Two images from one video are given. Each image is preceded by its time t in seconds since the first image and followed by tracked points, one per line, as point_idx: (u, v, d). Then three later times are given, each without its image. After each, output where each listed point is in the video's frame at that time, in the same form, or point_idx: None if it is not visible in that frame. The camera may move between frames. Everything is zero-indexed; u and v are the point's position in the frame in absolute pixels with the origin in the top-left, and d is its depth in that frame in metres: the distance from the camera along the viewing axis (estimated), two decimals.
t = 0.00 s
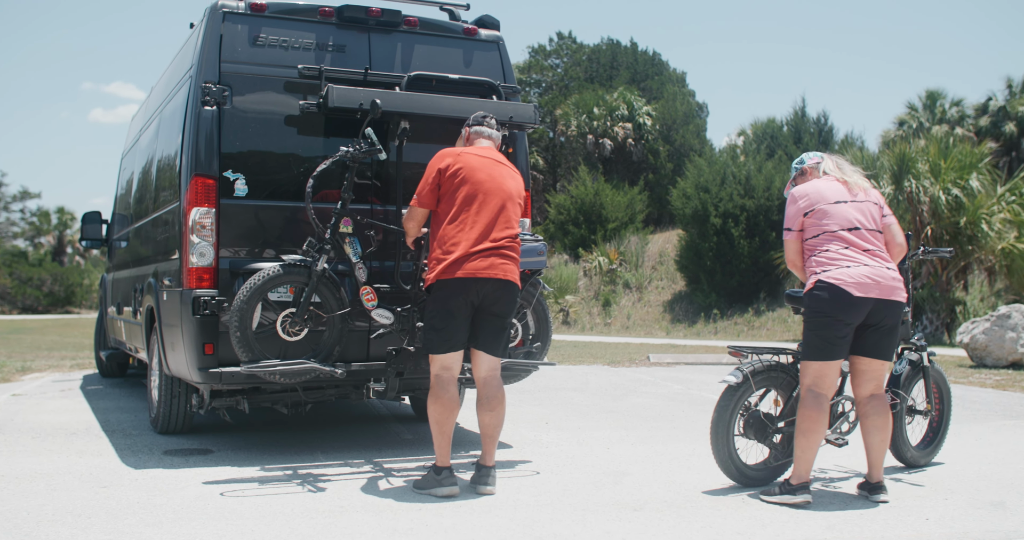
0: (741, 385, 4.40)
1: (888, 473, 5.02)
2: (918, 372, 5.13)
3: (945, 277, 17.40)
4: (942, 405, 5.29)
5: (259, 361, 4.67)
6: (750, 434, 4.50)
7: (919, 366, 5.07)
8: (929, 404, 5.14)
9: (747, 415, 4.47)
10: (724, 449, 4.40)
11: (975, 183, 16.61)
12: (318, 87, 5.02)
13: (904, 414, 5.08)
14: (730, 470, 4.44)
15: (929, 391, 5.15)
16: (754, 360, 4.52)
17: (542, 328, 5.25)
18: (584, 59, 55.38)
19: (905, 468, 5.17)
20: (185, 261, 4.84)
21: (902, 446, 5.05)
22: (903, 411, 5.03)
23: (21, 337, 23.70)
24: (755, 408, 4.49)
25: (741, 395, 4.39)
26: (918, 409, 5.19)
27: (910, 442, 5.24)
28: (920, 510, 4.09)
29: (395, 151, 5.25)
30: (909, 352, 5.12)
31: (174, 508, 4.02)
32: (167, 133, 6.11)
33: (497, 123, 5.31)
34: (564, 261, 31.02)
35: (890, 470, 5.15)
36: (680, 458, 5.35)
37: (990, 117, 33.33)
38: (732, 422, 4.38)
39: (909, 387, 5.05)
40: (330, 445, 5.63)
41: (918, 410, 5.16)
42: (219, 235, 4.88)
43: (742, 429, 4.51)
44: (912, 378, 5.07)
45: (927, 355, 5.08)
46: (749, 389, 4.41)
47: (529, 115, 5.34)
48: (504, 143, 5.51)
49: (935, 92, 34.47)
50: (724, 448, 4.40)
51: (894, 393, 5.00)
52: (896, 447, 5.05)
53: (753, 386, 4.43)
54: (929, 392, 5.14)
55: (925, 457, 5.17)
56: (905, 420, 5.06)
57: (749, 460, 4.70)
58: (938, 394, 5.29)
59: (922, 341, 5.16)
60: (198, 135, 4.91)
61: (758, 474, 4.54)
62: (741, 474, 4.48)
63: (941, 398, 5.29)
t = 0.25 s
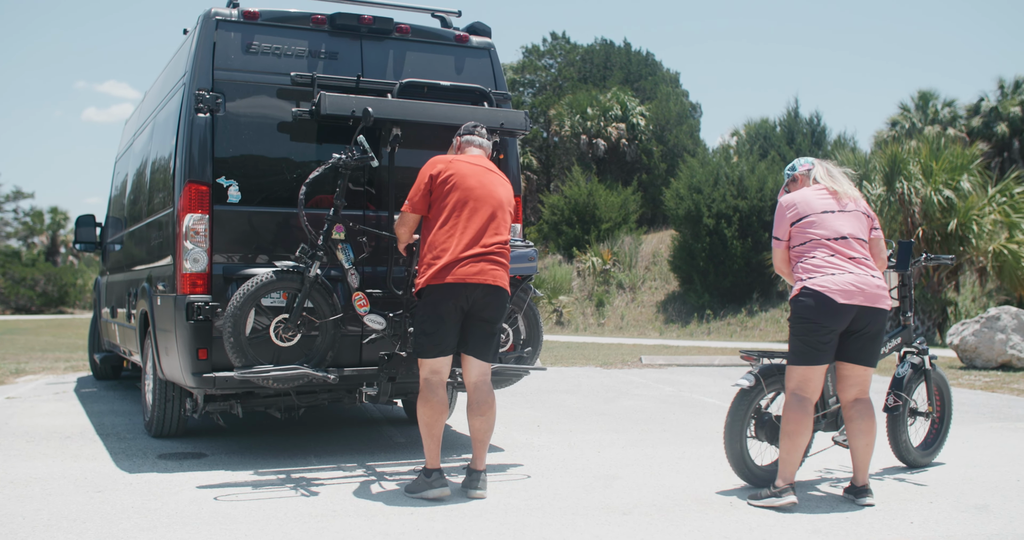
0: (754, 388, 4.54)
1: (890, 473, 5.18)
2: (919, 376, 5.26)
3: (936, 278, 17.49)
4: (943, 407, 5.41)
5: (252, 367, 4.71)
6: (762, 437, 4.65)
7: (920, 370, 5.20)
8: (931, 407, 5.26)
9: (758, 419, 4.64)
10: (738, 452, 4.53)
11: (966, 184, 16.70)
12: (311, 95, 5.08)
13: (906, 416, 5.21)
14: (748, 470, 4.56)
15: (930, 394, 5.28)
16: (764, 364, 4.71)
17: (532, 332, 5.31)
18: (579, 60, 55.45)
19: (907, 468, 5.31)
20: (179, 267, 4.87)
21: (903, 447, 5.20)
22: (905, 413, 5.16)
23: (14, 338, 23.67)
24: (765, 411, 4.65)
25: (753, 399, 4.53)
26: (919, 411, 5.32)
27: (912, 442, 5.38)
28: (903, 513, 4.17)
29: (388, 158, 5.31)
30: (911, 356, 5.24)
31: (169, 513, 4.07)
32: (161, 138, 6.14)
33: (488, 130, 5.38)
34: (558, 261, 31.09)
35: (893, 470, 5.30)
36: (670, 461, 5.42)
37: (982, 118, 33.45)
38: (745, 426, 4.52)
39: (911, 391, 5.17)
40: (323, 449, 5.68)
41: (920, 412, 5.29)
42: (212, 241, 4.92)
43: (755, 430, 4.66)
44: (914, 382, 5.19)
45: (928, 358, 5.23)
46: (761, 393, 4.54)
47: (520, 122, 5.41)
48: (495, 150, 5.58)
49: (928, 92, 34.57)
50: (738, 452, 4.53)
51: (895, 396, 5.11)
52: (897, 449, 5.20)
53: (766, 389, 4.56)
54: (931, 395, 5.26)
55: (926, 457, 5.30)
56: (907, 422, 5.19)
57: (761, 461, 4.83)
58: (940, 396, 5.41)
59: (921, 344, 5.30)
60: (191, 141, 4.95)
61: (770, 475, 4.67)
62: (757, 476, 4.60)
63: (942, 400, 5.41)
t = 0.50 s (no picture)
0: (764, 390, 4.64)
1: (892, 473, 5.25)
2: (924, 378, 5.31)
3: (936, 279, 17.49)
4: (952, 408, 5.44)
5: (254, 371, 4.76)
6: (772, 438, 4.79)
7: (923, 372, 5.26)
8: (936, 409, 5.31)
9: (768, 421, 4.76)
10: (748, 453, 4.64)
11: (966, 186, 16.70)
12: (312, 101, 5.13)
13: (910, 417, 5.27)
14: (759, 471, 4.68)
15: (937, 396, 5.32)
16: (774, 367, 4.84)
17: (531, 337, 5.36)
18: (580, 60, 55.49)
19: (913, 468, 5.36)
20: (182, 272, 4.92)
21: (909, 448, 5.25)
22: (908, 413, 5.21)
23: (17, 338, 23.72)
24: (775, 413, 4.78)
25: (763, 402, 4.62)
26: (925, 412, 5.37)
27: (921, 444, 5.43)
28: (898, 517, 4.21)
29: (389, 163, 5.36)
30: (916, 358, 5.30)
31: (172, 516, 4.12)
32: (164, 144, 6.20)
33: (487, 136, 5.44)
34: (559, 262, 31.14)
35: (897, 469, 5.36)
36: (668, 464, 5.47)
37: (983, 118, 33.44)
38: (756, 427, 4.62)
39: (915, 392, 5.23)
40: (325, 451, 5.74)
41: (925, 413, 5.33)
42: (214, 246, 4.98)
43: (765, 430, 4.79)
44: (917, 383, 5.25)
45: (930, 360, 5.29)
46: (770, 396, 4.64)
47: (519, 128, 5.47)
48: (494, 155, 5.64)
49: (929, 93, 34.57)
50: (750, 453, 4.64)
51: (896, 396, 5.18)
52: (900, 448, 5.26)
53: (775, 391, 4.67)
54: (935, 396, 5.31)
55: (932, 457, 5.35)
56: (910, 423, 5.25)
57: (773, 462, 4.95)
58: (948, 398, 5.44)
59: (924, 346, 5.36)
60: (194, 148, 5.00)
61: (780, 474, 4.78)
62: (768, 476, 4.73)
63: (951, 402, 5.44)
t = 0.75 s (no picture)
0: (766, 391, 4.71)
1: (889, 473, 5.33)
2: (922, 381, 5.35)
3: (934, 281, 17.50)
4: (951, 409, 5.47)
5: (255, 374, 4.81)
6: (776, 441, 4.82)
7: (919, 375, 5.31)
8: (935, 410, 5.34)
9: (773, 422, 4.80)
10: (754, 453, 4.69)
11: (964, 187, 16.70)
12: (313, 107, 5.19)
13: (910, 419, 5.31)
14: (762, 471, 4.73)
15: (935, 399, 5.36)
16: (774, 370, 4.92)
17: (530, 340, 5.42)
18: (579, 61, 55.50)
19: (914, 469, 5.40)
20: (184, 276, 4.97)
21: (909, 449, 5.29)
22: (908, 415, 5.25)
23: (18, 339, 23.78)
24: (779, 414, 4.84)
25: (768, 402, 4.67)
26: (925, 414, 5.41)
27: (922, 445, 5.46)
28: (891, 518, 4.27)
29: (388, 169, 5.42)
30: (914, 361, 5.35)
31: (174, 518, 4.17)
32: (165, 148, 6.26)
33: (486, 141, 5.50)
34: (559, 262, 31.19)
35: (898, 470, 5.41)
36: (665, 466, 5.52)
37: (982, 119, 33.42)
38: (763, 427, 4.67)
39: (914, 394, 5.27)
40: (326, 454, 5.80)
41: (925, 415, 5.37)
42: (216, 250, 5.02)
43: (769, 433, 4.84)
44: (916, 386, 5.30)
45: (927, 362, 5.32)
46: (775, 397, 4.70)
47: (517, 133, 5.53)
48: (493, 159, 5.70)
49: (928, 93, 34.55)
50: (756, 453, 4.68)
51: (895, 398, 5.22)
52: (901, 449, 5.30)
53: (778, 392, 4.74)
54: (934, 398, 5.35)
55: (933, 459, 5.38)
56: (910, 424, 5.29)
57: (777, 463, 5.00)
58: (948, 401, 5.48)
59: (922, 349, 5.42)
60: (195, 153, 5.06)
61: (785, 474, 4.83)
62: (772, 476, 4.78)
63: (951, 403, 5.47)
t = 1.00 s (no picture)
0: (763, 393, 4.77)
1: (886, 473, 5.39)
2: (916, 382, 5.42)
3: (933, 281, 17.49)
4: (947, 410, 5.53)
5: (258, 377, 4.88)
6: (775, 441, 4.89)
7: (913, 376, 5.38)
8: (931, 411, 5.40)
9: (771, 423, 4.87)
10: (753, 454, 4.74)
11: (963, 188, 16.71)
12: (315, 113, 5.25)
13: (907, 420, 5.36)
14: (760, 471, 4.78)
15: (930, 400, 5.41)
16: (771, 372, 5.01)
17: (529, 343, 5.48)
18: (580, 61, 55.54)
19: (912, 470, 5.44)
20: (187, 280, 5.03)
21: (907, 449, 5.32)
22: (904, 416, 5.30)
23: (19, 339, 23.85)
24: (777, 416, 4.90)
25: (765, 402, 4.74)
26: (921, 415, 5.46)
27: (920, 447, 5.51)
28: (886, 519, 4.32)
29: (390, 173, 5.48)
30: (908, 363, 5.42)
31: (178, 519, 4.23)
32: (168, 152, 6.31)
33: (486, 146, 5.56)
34: (559, 262, 31.24)
35: (896, 472, 5.45)
36: (663, 467, 5.57)
37: (982, 120, 33.40)
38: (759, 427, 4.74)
39: (909, 395, 5.33)
40: (327, 455, 5.86)
41: (921, 416, 5.42)
42: (219, 254, 5.08)
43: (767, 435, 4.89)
44: (911, 387, 5.35)
45: (921, 363, 5.40)
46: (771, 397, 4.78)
47: (517, 138, 5.58)
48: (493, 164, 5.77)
49: (928, 94, 34.53)
50: (756, 454, 4.74)
51: (890, 400, 5.27)
52: (898, 450, 5.34)
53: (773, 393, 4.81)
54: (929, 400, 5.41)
55: (931, 460, 5.42)
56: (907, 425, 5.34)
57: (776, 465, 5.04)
58: (944, 402, 5.53)
59: (917, 350, 5.49)
60: (199, 158, 5.12)
61: (785, 475, 4.89)
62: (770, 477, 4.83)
63: (947, 405, 5.53)
